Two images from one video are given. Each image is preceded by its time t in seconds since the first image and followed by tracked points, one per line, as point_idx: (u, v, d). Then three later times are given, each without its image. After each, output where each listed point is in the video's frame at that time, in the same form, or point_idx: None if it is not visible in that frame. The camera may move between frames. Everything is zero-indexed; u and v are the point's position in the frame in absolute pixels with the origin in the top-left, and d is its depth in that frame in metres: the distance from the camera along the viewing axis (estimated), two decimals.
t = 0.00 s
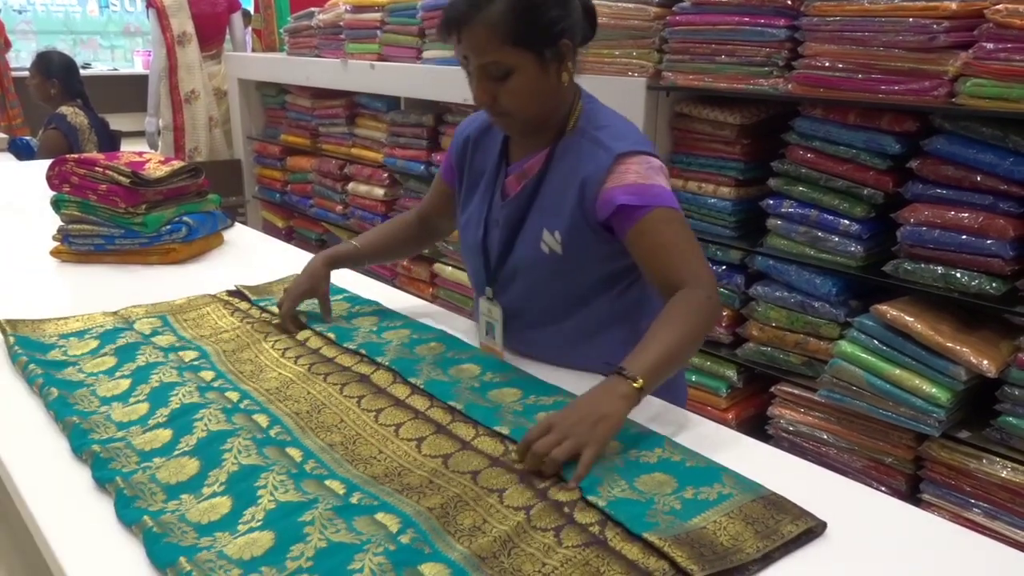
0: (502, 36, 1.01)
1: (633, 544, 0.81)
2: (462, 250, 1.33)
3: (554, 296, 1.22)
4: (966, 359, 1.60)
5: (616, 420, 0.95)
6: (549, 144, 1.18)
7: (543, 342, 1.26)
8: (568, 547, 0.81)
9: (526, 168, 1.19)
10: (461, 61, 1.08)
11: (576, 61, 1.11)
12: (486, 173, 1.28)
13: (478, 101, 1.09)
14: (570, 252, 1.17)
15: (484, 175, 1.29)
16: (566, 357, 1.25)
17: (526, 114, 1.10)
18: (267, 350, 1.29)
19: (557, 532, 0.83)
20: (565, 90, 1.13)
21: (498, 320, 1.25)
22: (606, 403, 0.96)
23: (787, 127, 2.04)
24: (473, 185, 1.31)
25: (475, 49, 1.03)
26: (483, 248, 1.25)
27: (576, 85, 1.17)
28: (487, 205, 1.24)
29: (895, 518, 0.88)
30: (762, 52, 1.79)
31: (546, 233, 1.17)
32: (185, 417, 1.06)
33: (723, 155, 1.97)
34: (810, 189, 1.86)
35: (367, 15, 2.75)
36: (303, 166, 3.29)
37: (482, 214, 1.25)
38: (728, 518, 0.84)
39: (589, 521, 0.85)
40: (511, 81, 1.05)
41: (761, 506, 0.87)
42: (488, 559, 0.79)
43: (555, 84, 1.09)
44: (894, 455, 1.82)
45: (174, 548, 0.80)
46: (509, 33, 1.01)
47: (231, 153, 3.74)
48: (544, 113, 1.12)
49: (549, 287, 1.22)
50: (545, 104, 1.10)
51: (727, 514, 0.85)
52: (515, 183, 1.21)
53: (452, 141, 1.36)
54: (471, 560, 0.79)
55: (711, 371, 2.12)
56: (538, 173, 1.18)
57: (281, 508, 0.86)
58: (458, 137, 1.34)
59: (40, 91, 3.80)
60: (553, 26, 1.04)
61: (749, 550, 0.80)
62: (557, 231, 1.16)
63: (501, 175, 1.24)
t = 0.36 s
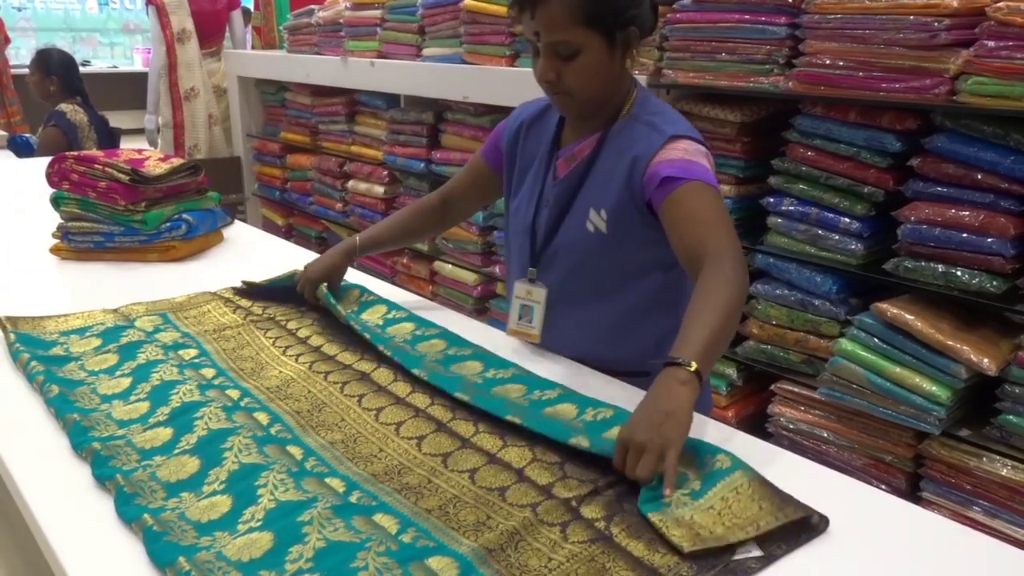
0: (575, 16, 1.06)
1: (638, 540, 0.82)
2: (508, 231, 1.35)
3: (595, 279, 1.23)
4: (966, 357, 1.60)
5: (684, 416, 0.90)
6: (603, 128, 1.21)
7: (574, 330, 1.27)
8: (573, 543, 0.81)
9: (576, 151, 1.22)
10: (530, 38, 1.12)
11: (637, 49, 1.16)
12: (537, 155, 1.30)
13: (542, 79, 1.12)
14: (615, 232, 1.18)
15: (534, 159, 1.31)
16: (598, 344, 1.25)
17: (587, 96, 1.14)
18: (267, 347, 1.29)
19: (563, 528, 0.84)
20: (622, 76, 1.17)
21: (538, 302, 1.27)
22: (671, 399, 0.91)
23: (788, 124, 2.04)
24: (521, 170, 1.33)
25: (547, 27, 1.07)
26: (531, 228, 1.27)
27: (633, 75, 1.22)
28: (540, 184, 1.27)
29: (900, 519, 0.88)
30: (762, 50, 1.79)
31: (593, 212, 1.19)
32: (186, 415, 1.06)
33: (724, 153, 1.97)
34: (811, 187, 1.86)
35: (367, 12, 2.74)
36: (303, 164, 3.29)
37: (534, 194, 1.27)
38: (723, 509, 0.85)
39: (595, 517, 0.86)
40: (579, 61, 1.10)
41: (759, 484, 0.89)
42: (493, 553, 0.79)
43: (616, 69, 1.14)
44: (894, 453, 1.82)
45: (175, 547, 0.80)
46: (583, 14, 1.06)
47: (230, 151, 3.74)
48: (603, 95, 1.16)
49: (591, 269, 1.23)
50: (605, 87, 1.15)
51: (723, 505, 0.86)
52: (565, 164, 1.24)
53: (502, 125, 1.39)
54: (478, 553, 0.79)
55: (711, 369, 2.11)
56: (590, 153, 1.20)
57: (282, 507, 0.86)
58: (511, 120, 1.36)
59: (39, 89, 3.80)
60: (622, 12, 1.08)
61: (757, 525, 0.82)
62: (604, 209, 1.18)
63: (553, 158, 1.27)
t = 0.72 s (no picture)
0: (617, 8, 1.09)
1: (638, 538, 0.82)
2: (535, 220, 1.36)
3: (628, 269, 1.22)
4: (967, 355, 1.60)
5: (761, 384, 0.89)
6: (633, 123, 1.21)
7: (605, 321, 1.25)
8: (574, 541, 0.81)
9: (608, 144, 1.23)
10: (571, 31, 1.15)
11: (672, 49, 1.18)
12: (566, 148, 1.31)
13: (578, 69, 1.14)
14: (651, 223, 1.18)
15: (563, 152, 1.32)
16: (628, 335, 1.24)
17: (622, 90, 1.16)
18: (267, 344, 1.29)
19: (564, 526, 0.84)
20: (657, 75, 1.19)
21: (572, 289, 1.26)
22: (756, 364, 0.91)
23: (790, 122, 2.03)
24: (550, 164, 1.34)
25: (591, 19, 1.10)
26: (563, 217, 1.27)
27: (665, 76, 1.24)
28: (571, 176, 1.28)
29: (902, 518, 0.88)
30: (764, 47, 1.78)
31: (628, 202, 1.19)
32: (187, 413, 1.06)
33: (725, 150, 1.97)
34: (812, 185, 1.85)
35: (367, 8, 2.73)
36: (303, 160, 3.28)
37: (566, 184, 1.28)
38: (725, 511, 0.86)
39: (596, 515, 0.86)
40: (617, 53, 1.12)
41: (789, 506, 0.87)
42: (493, 552, 0.79)
43: (651, 66, 1.16)
44: (895, 451, 1.82)
45: (175, 545, 0.80)
46: (625, 6, 1.09)
47: (230, 147, 3.73)
48: (639, 91, 1.18)
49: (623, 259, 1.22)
50: (640, 83, 1.16)
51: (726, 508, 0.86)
52: (595, 157, 1.24)
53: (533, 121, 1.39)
54: (477, 553, 0.79)
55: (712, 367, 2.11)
56: (623, 146, 1.21)
57: (281, 505, 0.86)
58: (541, 115, 1.38)
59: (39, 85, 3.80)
60: (663, 9, 1.11)
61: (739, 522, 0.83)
62: (641, 199, 1.18)
63: (583, 150, 1.28)
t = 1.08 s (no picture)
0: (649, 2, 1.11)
1: (639, 535, 0.82)
2: (563, 213, 1.39)
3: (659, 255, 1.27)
4: (967, 353, 1.60)
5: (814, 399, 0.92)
6: (659, 115, 1.25)
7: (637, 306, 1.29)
8: (574, 539, 0.81)
9: (634, 136, 1.26)
10: (602, 25, 1.17)
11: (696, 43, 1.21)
12: (592, 142, 1.34)
13: (610, 62, 1.16)
14: (681, 209, 1.23)
15: (588, 146, 1.35)
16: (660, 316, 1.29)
17: (651, 83, 1.18)
18: (267, 341, 1.29)
19: (564, 523, 0.84)
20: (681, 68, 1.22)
21: (604, 276, 1.30)
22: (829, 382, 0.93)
23: (790, 120, 2.03)
24: (577, 158, 1.37)
25: (624, 13, 1.13)
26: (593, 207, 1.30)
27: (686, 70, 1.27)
28: (597, 167, 1.31)
29: (906, 517, 0.87)
30: (765, 45, 1.78)
31: (658, 189, 1.23)
32: (187, 410, 1.06)
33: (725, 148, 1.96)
34: (812, 182, 1.85)
35: (367, 6, 2.73)
36: (303, 158, 3.28)
37: (594, 174, 1.31)
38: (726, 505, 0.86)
39: (597, 513, 0.86)
40: (648, 47, 1.14)
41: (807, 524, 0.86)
42: (494, 549, 0.79)
43: (678, 60, 1.19)
44: (894, 449, 1.82)
45: (175, 541, 0.80)
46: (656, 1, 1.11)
47: (230, 145, 3.73)
48: (666, 85, 1.21)
49: (654, 245, 1.26)
50: (667, 76, 1.19)
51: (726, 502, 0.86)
52: (622, 149, 1.27)
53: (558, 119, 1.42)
54: (477, 550, 0.79)
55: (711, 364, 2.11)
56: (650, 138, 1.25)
57: (281, 502, 0.86)
58: (566, 113, 1.41)
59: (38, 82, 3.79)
60: (691, 4, 1.14)
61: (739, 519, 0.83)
62: (671, 186, 1.22)
63: (608, 143, 1.31)
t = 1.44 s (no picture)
0: None
1: (640, 531, 0.82)
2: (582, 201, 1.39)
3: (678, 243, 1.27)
4: (967, 349, 1.60)
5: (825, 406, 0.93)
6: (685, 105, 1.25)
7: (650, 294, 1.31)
8: (575, 535, 0.81)
9: (659, 124, 1.26)
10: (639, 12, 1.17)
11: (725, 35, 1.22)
12: (615, 130, 1.34)
13: (647, 49, 1.17)
14: (704, 197, 1.23)
15: (611, 135, 1.35)
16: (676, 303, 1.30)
17: (686, 71, 1.19)
18: (265, 338, 1.29)
19: (564, 519, 0.84)
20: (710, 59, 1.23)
21: (626, 262, 1.30)
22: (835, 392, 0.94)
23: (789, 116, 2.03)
24: (598, 146, 1.37)
25: None
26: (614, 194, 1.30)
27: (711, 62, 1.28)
28: (619, 154, 1.31)
29: (904, 512, 0.88)
30: (765, 41, 1.78)
31: (681, 175, 1.23)
32: (187, 407, 1.06)
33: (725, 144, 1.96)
34: (812, 179, 1.85)
35: (366, 2, 2.72)
36: (302, 155, 3.28)
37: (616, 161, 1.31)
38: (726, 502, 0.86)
39: (597, 509, 0.86)
40: (686, 34, 1.15)
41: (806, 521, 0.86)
42: (494, 545, 0.80)
43: (711, 50, 1.20)
44: (894, 445, 1.82)
45: (176, 537, 0.80)
46: None
47: (229, 141, 3.72)
48: (696, 73, 1.21)
49: (674, 233, 1.27)
50: (701, 66, 1.20)
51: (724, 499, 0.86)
52: (645, 137, 1.27)
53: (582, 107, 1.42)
54: (478, 546, 0.79)
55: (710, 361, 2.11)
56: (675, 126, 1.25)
57: (282, 499, 0.86)
58: (590, 101, 1.41)
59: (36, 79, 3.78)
60: None
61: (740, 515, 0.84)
62: (695, 173, 1.21)
63: (632, 132, 1.31)
